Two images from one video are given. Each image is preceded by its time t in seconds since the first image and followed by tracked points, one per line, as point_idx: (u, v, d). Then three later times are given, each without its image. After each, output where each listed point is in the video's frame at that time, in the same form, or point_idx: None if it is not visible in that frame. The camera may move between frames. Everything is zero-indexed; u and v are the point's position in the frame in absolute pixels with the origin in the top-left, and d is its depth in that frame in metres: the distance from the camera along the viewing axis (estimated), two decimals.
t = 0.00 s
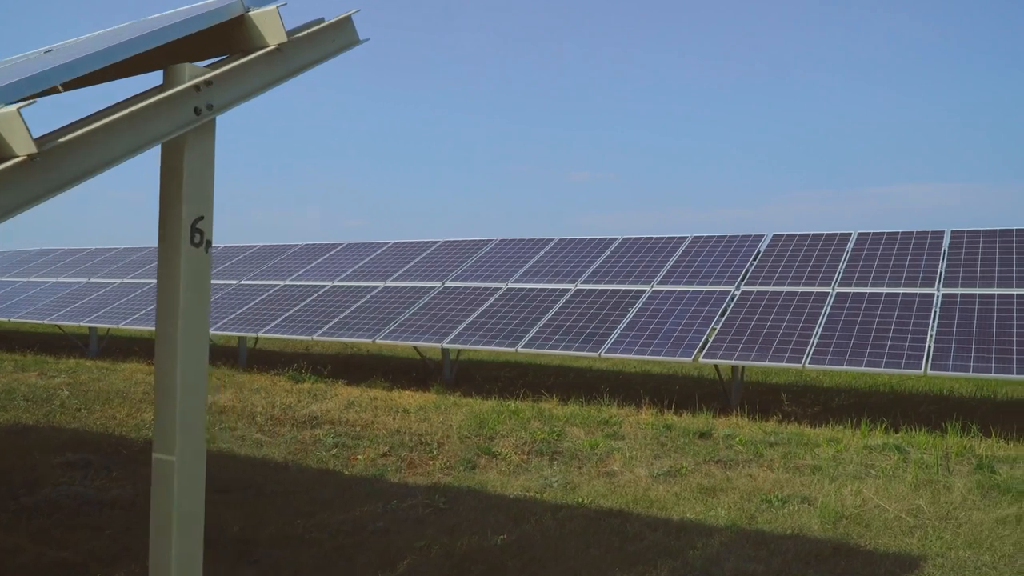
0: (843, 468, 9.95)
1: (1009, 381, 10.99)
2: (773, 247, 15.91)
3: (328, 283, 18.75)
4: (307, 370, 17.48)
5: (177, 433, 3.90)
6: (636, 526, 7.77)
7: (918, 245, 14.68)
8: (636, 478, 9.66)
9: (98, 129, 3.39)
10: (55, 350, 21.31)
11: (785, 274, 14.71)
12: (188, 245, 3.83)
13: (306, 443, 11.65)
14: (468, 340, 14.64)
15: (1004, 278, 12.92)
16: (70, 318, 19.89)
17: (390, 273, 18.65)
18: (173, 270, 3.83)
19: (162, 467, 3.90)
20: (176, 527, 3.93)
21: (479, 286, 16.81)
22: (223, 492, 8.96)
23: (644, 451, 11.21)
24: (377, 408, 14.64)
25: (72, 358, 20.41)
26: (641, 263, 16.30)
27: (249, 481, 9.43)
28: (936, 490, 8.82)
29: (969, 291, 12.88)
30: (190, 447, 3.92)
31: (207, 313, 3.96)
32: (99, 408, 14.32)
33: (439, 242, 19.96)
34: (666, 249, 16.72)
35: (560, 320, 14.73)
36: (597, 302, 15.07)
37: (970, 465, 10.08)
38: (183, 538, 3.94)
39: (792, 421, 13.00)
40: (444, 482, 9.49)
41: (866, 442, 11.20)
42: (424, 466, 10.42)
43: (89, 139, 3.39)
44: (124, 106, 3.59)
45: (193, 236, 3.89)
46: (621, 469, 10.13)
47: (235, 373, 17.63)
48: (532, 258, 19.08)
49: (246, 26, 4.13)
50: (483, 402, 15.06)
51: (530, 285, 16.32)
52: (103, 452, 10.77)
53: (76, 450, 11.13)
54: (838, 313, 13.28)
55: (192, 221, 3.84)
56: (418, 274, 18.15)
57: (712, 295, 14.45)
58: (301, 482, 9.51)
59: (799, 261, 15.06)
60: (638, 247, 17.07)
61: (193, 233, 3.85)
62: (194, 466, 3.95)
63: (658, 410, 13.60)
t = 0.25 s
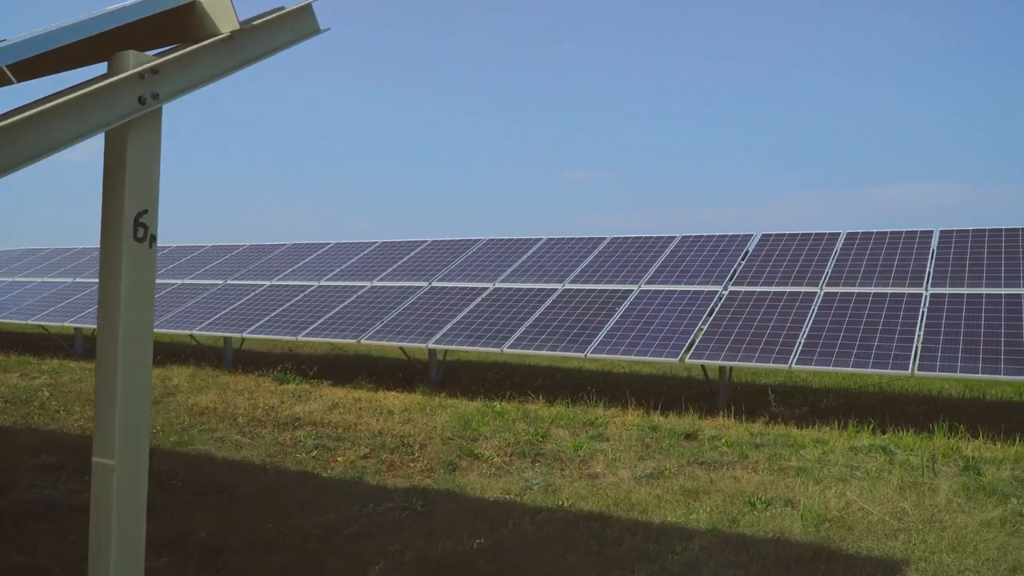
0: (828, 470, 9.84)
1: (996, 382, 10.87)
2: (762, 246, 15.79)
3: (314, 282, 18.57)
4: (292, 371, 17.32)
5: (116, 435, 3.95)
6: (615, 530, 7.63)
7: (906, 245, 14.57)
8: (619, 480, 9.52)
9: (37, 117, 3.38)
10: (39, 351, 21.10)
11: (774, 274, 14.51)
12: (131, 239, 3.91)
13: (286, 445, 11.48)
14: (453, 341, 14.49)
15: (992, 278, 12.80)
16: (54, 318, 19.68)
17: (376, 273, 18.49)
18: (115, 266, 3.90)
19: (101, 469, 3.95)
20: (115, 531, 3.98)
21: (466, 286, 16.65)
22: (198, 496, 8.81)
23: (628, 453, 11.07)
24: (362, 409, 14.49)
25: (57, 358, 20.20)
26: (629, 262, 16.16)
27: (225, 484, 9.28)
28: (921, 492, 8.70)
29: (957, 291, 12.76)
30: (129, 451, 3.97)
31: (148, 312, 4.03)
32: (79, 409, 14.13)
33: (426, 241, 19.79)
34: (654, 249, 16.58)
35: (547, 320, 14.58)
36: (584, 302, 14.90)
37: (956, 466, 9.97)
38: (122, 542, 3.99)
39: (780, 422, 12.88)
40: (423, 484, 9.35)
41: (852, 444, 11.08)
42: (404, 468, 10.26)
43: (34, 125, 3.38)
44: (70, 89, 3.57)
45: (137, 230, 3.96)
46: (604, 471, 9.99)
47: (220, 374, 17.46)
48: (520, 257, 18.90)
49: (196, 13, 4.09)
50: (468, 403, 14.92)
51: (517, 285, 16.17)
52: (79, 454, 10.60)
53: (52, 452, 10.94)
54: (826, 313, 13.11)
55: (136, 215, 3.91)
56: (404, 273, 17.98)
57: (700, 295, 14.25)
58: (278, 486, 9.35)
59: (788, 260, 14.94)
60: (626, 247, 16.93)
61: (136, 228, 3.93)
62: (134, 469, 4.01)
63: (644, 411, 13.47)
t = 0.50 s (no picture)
0: (812, 473, 9.68)
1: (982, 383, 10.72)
2: (749, 245, 15.63)
3: (298, 282, 18.37)
4: (276, 372, 17.11)
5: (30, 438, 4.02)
6: (591, 535, 7.46)
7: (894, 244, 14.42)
8: (599, 483, 9.35)
9: None
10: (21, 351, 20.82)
11: (760, 274, 14.36)
12: (46, 235, 4.01)
13: (263, 448, 11.28)
14: (436, 341, 14.30)
15: (979, 277, 12.65)
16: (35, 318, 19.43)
17: (361, 272, 18.29)
18: (30, 261, 3.99)
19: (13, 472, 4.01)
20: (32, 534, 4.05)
21: (450, 285, 16.46)
22: (167, 500, 8.61)
23: (611, 455, 10.89)
24: (344, 411, 14.30)
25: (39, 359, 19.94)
26: (615, 262, 15.98)
27: (196, 488, 9.08)
28: (905, 496, 8.54)
29: (944, 290, 12.60)
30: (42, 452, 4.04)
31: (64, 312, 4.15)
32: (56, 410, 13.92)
33: (412, 241, 19.59)
34: (641, 249, 16.42)
35: (531, 320, 14.39)
36: (569, 302, 14.73)
37: (942, 469, 9.82)
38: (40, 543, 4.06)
39: (766, 424, 12.71)
40: (399, 488, 9.17)
41: (838, 446, 10.93)
42: (380, 472, 10.07)
43: None
44: None
45: (53, 224, 4.05)
46: (584, 474, 9.81)
47: (202, 375, 17.24)
48: (507, 257, 18.71)
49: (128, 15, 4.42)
50: (452, 405, 14.73)
51: (502, 285, 15.99)
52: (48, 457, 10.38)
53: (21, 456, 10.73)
54: (812, 313, 12.96)
55: (52, 209, 4.01)
56: (389, 273, 17.78)
57: (685, 295, 14.09)
58: (250, 490, 9.16)
59: (775, 259, 14.78)
60: (613, 246, 16.76)
61: (52, 221, 4.03)
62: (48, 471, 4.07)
63: (629, 413, 13.29)
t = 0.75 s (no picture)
0: (798, 475, 9.53)
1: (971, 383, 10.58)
2: (739, 245, 15.48)
3: (285, 282, 18.19)
4: (262, 372, 16.93)
5: None
6: (569, 541, 7.31)
7: (884, 244, 14.28)
8: (582, 487, 9.18)
9: None
10: (6, 351, 20.60)
11: (749, 273, 14.21)
12: None
13: (243, 450, 11.11)
14: (421, 341, 14.14)
15: (969, 277, 12.52)
16: (19, 319, 19.23)
17: (348, 272, 18.11)
18: None
19: None
20: None
21: (438, 285, 16.28)
22: (139, 505, 8.44)
23: (596, 457, 10.74)
24: (328, 412, 14.12)
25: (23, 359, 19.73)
26: (604, 261, 15.82)
27: (169, 492, 8.90)
28: (891, 499, 8.40)
29: (934, 290, 12.46)
30: None
31: None
32: (36, 411, 13.74)
33: (400, 241, 19.42)
34: (630, 248, 16.26)
35: (518, 320, 14.21)
36: (556, 302, 14.56)
37: (929, 472, 9.68)
38: None
39: (754, 425, 12.57)
40: (377, 493, 9.00)
41: (826, 448, 10.78)
42: (360, 475, 9.91)
43: None
44: None
45: None
46: (567, 477, 9.65)
47: (188, 375, 17.06)
48: (496, 256, 18.53)
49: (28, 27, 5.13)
50: (438, 406, 14.56)
51: (490, 285, 15.82)
52: (22, 459, 10.19)
53: None
54: (800, 313, 12.81)
55: None
56: (376, 273, 17.60)
57: (674, 295, 13.93)
58: (225, 494, 8.99)
59: (765, 259, 14.63)
60: (602, 245, 16.60)
61: None
62: None
63: (616, 414, 13.14)
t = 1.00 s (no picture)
0: (785, 478, 9.40)
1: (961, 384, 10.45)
2: (729, 244, 15.34)
3: (272, 282, 18.02)
4: (248, 373, 16.78)
5: None
6: (548, 545, 7.17)
7: (875, 243, 14.14)
8: (565, 490, 9.05)
9: None
10: None
11: (739, 273, 14.07)
12: None
13: (224, 452, 10.96)
14: (408, 341, 13.98)
15: (960, 277, 12.39)
16: (5, 318, 19.05)
17: (336, 271, 17.94)
18: None
19: None
20: None
21: (426, 285, 16.12)
22: (112, 508, 8.29)
23: (581, 459, 10.59)
24: (314, 413, 13.97)
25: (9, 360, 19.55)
26: (593, 261, 15.68)
27: (144, 495, 8.75)
28: (877, 503, 8.27)
29: (924, 290, 12.34)
30: None
31: None
32: (18, 412, 13.57)
33: (389, 240, 19.25)
34: (620, 248, 16.11)
35: (505, 319, 14.06)
36: (544, 301, 14.41)
37: (918, 474, 9.56)
38: None
39: (743, 426, 12.43)
40: (356, 495, 8.85)
41: (814, 449, 10.65)
42: (341, 477, 9.75)
43: None
44: None
45: None
46: (550, 479, 9.51)
47: (174, 376, 16.90)
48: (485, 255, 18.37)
49: None
50: (425, 407, 14.41)
51: (478, 284, 15.67)
52: None
53: None
54: (790, 313, 12.68)
55: None
56: (364, 272, 17.44)
57: (663, 294, 13.79)
58: (202, 497, 8.84)
59: (755, 258, 14.49)
60: (591, 245, 16.45)
61: None
62: None
63: (604, 415, 13.00)
